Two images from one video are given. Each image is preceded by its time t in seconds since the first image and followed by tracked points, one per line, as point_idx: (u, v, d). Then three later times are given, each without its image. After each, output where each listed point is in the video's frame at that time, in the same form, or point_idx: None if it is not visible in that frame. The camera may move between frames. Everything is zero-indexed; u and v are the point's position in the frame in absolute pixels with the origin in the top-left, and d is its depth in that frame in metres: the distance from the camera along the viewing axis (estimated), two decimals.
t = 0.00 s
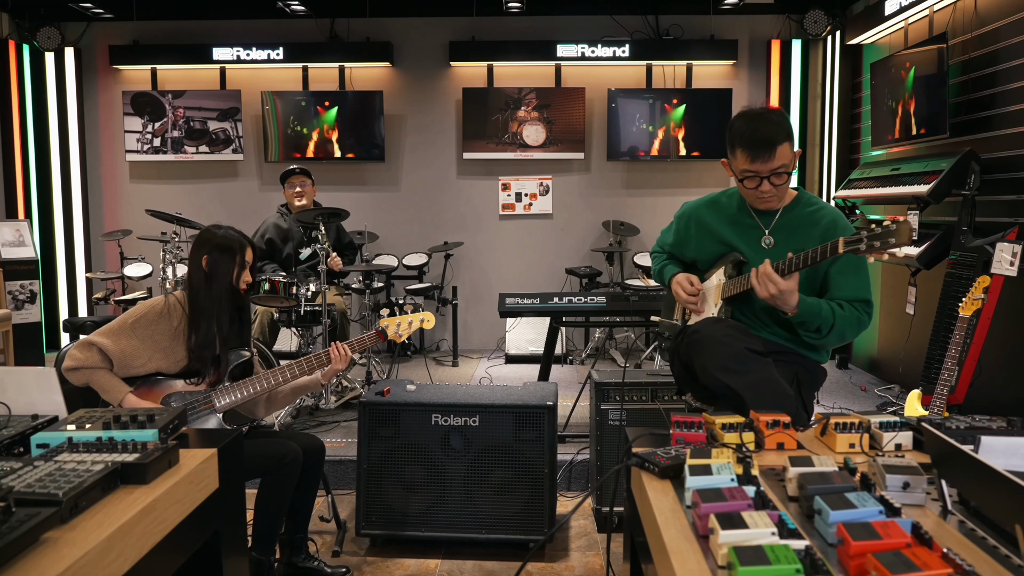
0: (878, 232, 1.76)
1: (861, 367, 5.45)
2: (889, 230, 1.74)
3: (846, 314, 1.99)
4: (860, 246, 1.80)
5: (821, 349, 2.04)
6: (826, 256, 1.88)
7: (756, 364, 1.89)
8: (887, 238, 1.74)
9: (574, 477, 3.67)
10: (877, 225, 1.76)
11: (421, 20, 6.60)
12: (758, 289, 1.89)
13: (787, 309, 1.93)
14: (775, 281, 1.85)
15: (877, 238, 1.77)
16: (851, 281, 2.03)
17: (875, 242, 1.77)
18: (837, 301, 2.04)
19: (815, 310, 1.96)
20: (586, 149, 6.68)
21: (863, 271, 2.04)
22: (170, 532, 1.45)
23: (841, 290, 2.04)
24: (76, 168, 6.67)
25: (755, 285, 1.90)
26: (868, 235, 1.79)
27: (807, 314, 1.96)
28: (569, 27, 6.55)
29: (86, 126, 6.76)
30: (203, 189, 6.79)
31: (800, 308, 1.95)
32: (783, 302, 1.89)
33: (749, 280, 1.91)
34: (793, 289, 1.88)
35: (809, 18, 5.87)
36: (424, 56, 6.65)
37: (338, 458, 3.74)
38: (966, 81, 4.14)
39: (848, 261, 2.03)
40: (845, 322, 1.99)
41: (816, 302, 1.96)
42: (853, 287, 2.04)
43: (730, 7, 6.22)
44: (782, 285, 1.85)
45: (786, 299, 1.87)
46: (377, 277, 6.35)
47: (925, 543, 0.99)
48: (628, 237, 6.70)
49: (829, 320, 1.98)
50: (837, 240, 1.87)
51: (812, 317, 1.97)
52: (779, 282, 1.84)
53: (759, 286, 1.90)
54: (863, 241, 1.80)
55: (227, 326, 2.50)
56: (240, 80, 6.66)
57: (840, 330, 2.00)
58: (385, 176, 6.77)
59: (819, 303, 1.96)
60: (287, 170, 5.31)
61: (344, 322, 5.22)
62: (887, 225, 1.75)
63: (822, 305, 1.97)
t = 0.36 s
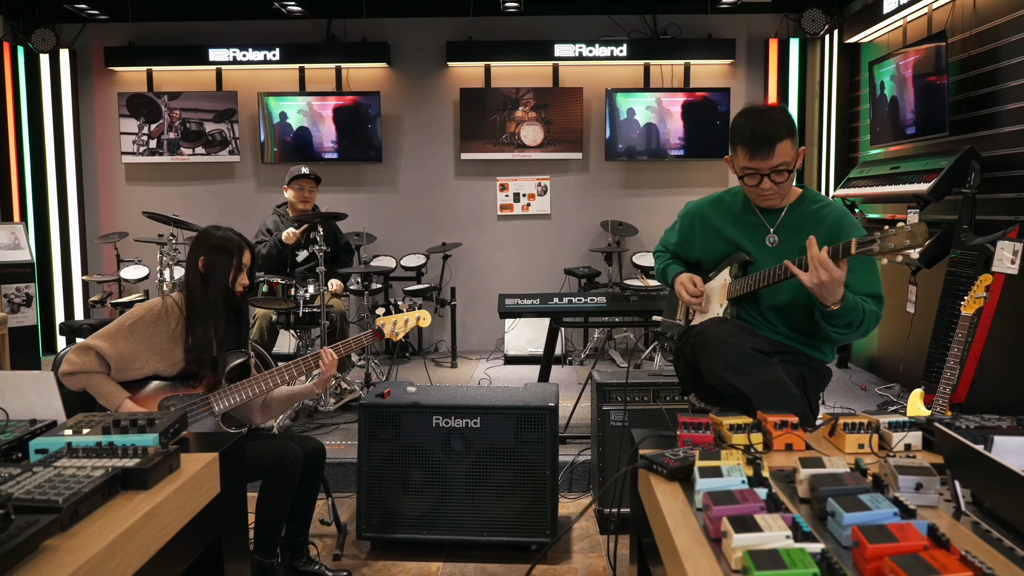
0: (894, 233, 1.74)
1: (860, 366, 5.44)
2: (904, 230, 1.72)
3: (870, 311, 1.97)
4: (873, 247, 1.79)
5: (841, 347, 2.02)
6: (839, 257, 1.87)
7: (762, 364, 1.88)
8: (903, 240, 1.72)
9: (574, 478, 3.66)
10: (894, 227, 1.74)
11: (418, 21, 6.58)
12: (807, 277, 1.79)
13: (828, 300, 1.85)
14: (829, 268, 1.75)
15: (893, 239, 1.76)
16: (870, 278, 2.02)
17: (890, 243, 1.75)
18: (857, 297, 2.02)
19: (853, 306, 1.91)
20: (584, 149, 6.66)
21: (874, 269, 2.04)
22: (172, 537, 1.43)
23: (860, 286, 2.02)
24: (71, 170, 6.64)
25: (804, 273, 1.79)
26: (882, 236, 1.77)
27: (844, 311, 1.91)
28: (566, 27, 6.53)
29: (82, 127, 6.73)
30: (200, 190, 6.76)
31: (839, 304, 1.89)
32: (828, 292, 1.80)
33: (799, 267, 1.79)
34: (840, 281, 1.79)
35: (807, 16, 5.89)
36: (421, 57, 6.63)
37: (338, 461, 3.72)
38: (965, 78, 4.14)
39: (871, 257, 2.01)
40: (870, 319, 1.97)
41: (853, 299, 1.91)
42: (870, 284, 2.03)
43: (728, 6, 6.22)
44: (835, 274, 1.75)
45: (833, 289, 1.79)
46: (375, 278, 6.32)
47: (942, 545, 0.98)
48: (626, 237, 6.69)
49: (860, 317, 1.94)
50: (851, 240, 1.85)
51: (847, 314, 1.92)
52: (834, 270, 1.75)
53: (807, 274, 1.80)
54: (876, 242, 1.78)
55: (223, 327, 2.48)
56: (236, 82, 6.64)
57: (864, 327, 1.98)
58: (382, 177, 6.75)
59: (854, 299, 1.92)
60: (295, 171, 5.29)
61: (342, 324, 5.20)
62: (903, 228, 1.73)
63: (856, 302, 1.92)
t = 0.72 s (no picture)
0: (894, 230, 1.73)
1: (858, 365, 5.45)
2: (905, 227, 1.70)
3: (871, 306, 1.96)
4: (875, 244, 1.78)
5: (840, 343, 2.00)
6: (840, 255, 1.86)
7: (767, 363, 1.87)
8: (902, 237, 1.71)
9: (574, 478, 3.65)
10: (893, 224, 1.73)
11: (414, 20, 6.56)
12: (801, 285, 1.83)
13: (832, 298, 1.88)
14: (816, 272, 1.78)
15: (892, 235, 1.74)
16: (871, 276, 2.01)
17: (891, 240, 1.74)
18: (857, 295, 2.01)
19: (850, 298, 1.90)
20: (580, 149, 6.65)
21: (876, 268, 2.03)
22: (173, 541, 1.41)
23: (859, 284, 2.01)
24: (65, 170, 6.60)
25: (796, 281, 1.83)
26: (883, 233, 1.76)
27: (843, 302, 1.90)
28: (563, 27, 6.52)
29: (75, 128, 6.69)
30: (196, 191, 6.73)
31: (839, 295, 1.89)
32: (827, 291, 1.83)
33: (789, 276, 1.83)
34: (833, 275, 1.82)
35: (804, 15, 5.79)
36: (417, 56, 6.61)
37: (336, 463, 3.70)
38: (962, 77, 4.14)
39: (872, 254, 2.00)
40: (870, 314, 1.95)
41: (851, 290, 1.90)
42: (870, 282, 2.01)
43: (724, 6, 6.22)
44: (825, 274, 1.79)
45: (830, 287, 1.81)
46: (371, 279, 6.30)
47: (958, 546, 0.97)
48: (623, 237, 6.68)
49: (860, 309, 1.93)
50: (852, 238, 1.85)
51: (846, 306, 1.91)
52: (823, 272, 1.78)
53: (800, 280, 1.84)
54: (878, 239, 1.78)
55: (222, 329, 2.46)
56: (231, 82, 6.61)
57: (864, 322, 1.96)
58: (379, 177, 6.73)
59: (852, 291, 1.91)
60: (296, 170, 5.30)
61: (339, 325, 5.17)
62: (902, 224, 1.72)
63: (855, 294, 1.91)
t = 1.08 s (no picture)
0: (888, 225, 1.72)
1: (851, 364, 5.47)
2: (900, 222, 1.70)
3: (865, 302, 1.95)
4: (869, 239, 1.77)
5: (834, 340, 1.98)
6: (835, 251, 1.85)
7: (767, 362, 1.86)
8: (898, 232, 1.70)
9: (569, 478, 3.65)
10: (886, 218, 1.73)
11: (406, 18, 6.53)
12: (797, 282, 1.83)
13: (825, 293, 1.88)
14: (813, 270, 1.79)
15: (885, 231, 1.74)
16: (865, 272, 2.00)
17: (886, 236, 1.73)
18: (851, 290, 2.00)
19: (843, 292, 1.89)
20: (574, 148, 6.64)
21: (871, 264, 2.02)
22: (170, 543, 1.39)
23: (854, 280, 2.00)
24: (54, 168, 6.54)
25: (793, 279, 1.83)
26: (878, 228, 1.76)
27: (836, 296, 1.90)
28: (556, 25, 6.51)
29: (64, 126, 6.62)
30: (187, 189, 6.68)
31: (831, 289, 1.88)
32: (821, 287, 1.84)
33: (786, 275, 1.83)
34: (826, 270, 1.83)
35: (796, 15, 5.92)
36: (410, 55, 6.58)
37: (331, 463, 3.67)
38: (956, 76, 4.16)
39: (866, 249, 1.99)
40: (863, 310, 1.94)
41: (843, 285, 1.90)
42: (864, 278, 2.00)
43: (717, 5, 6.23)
44: (821, 270, 1.79)
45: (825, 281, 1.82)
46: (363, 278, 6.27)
47: (968, 546, 0.96)
48: (616, 236, 6.67)
49: (853, 304, 1.93)
50: (846, 234, 1.84)
51: (839, 300, 1.90)
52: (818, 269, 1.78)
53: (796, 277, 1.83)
54: (873, 235, 1.77)
55: (218, 329, 2.44)
56: (222, 80, 6.56)
57: (857, 319, 1.95)
58: (371, 176, 6.70)
59: (845, 285, 1.90)
60: (289, 168, 5.26)
61: (332, 324, 5.15)
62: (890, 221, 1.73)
63: (848, 288, 1.91)
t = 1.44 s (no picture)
0: (890, 223, 1.71)
1: (844, 362, 5.48)
2: (901, 221, 1.69)
3: (864, 300, 1.94)
4: (870, 237, 1.76)
5: (835, 339, 1.98)
6: (835, 249, 1.85)
7: (767, 360, 1.86)
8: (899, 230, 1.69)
9: (565, 477, 3.64)
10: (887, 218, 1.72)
11: (398, 16, 6.50)
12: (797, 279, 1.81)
13: (823, 292, 1.86)
14: (814, 268, 1.77)
15: (886, 230, 1.73)
16: (864, 269, 1.99)
17: (886, 233, 1.72)
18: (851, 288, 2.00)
19: (843, 291, 1.89)
20: (567, 146, 6.63)
21: (870, 261, 2.01)
22: (168, 548, 1.36)
23: (853, 278, 1.99)
24: (42, 167, 6.47)
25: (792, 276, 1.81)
26: (878, 226, 1.74)
27: (836, 296, 1.89)
28: (549, 24, 6.50)
29: (53, 124, 6.55)
30: (177, 188, 6.63)
31: (831, 289, 1.88)
32: (819, 285, 1.82)
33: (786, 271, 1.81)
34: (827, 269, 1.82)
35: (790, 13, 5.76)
36: (402, 52, 6.55)
37: (325, 464, 3.65)
38: (949, 74, 4.18)
39: (865, 247, 1.99)
40: (863, 308, 1.94)
41: (844, 284, 1.89)
42: (863, 276, 2.00)
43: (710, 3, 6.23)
44: (822, 269, 1.78)
45: (824, 280, 1.81)
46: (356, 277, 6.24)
47: (981, 545, 0.95)
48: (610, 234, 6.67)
49: (853, 303, 1.92)
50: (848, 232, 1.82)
51: (840, 300, 1.90)
52: (819, 266, 1.77)
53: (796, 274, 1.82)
54: (873, 232, 1.76)
55: (211, 329, 2.40)
56: (213, 78, 6.51)
57: (858, 317, 1.94)
58: (363, 174, 6.67)
59: (845, 284, 1.90)
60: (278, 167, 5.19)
61: (325, 324, 5.12)
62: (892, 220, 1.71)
63: (848, 287, 1.90)
